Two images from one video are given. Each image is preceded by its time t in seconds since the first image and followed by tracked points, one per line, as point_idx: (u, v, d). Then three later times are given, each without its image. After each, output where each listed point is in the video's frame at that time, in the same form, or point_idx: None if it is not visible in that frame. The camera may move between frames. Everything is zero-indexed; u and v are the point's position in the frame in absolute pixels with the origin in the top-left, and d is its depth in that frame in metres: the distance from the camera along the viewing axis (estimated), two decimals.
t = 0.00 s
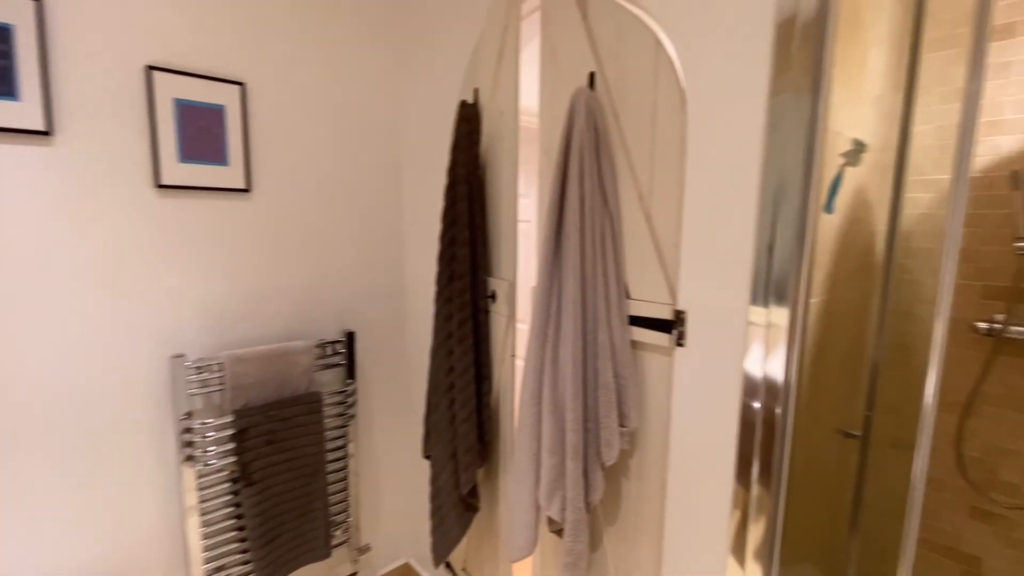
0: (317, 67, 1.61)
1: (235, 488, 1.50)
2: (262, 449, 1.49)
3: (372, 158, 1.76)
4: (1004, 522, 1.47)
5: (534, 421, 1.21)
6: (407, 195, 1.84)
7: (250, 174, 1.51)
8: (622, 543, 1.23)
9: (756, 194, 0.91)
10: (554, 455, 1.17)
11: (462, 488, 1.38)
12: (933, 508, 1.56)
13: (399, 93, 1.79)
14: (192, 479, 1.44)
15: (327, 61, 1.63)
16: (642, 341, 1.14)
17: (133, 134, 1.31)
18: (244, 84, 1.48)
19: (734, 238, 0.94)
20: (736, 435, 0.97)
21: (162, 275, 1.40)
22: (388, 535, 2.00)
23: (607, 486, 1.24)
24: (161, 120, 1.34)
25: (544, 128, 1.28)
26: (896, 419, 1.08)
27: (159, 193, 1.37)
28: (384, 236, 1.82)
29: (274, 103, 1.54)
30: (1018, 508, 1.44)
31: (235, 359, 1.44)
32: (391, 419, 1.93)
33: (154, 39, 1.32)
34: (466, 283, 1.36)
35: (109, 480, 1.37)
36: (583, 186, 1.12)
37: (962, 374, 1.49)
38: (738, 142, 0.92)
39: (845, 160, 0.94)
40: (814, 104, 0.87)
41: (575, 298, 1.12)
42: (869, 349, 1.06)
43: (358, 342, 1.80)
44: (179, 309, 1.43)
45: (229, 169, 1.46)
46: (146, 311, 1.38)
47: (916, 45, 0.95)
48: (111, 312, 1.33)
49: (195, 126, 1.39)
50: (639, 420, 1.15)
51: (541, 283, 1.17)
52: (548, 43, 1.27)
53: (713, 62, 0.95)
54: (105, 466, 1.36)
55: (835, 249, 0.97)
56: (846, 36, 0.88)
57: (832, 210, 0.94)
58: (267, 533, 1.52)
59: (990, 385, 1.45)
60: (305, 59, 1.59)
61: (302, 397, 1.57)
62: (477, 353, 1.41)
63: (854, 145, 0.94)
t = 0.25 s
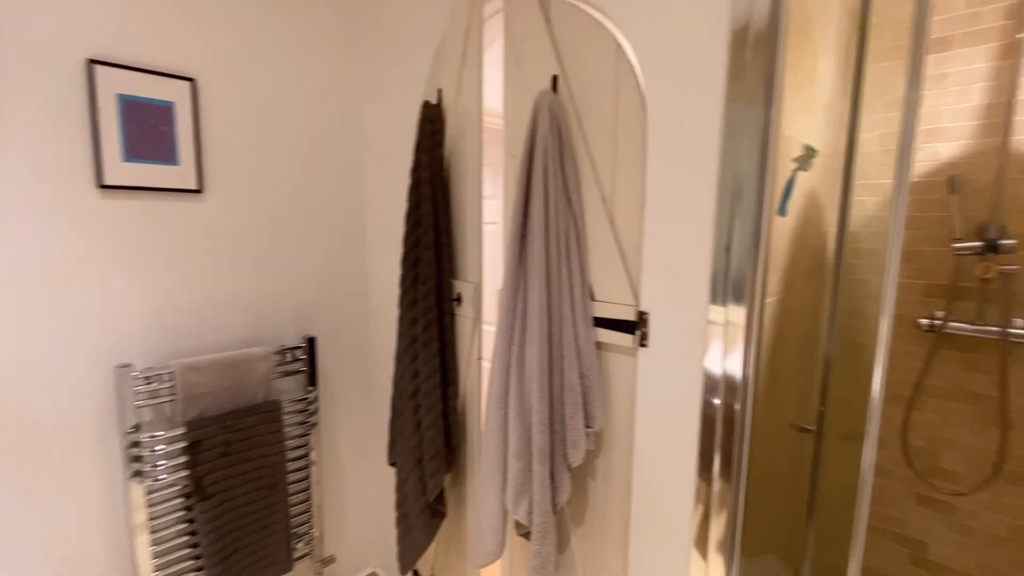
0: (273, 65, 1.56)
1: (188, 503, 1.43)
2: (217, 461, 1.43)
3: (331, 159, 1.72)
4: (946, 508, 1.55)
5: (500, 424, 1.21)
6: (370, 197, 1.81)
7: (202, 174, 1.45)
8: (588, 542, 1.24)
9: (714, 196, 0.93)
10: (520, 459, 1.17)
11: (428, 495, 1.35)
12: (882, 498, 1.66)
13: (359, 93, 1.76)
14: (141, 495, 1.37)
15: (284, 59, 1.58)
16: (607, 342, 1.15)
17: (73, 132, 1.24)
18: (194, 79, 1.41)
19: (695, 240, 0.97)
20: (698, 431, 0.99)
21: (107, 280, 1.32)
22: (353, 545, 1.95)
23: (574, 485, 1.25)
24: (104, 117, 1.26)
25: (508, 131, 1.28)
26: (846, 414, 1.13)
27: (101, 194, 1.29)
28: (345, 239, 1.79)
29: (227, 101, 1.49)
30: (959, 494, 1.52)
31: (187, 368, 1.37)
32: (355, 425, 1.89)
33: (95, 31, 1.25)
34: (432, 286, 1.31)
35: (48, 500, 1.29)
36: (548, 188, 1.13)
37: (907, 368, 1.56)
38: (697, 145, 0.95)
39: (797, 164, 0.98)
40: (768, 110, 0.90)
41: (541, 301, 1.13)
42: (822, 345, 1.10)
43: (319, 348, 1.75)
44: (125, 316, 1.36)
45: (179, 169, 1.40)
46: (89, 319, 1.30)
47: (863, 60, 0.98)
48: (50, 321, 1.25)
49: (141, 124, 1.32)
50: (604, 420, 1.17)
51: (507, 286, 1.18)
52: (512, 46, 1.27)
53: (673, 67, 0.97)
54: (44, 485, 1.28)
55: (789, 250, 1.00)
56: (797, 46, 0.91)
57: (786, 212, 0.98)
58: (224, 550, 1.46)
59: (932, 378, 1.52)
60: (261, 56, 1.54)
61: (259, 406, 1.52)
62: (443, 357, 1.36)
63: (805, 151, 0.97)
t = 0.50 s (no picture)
0: (235, 63, 1.52)
1: (147, 517, 1.37)
2: (178, 473, 1.38)
3: (297, 159, 1.68)
4: (904, 499, 1.61)
5: (473, 428, 1.21)
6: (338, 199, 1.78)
7: (160, 174, 1.40)
8: (562, 544, 1.24)
9: (682, 198, 0.95)
10: (493, 463, 1.16)
11: (400, 501, 1.32)
12: (844, 488, 1.72)
13: (325, 93, 1.72)
14: (96, 511, 1.31)
15: (246, 57, 1.54)
16: (580, 344, 1.16)
17: (20, 129, 1.17)
18: (151, 76, 1.36)
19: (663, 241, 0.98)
20: (669, 428, 1.01)
21: (58, 285, 1.26)
22: (325, 557, 1.90)
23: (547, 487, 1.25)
24: (53, 113, 1.21)
25: (479, 132, 1.28)
26: (807, 411, 1.17)
27: (51, 195, 1.23)
28: (313, 241, 1.75)
29: (187, 99, 1.44)
30: (916, 485, 1.58)
31: (146, 376, 1.32)
32: (324, 432, 1.85)
33: (43, 23, 1.19)
34: (402, 290, 1.29)
35: None
36: (519, 190, 1.13)
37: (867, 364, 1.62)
38: (665, 149, 0.96)
39: (761, 168, 1.01)
40: (732, 115, 0.92)
41: (513, 303, 1.13)
42: (784, 342, 1.13)
43: (286, 352, 1.71)
44: (78, 323, 1.30)
45: (136, 169, 1.35)
46: (39, 326, 1.24)
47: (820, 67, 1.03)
48: None
49: (94, 121, 1.27)
50: (576, 421, 1.18)
51: (479, 288, 1.17)
52: (482, 48, 1.27)
53: (641, 71, 0.98)
54: None
55: (753, 251, 1.03)
56: (759, 52, 0.94)
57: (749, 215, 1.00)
58: (187, 565, 1.40)
59: (890, 373, 1.59)
60: (222, 53, 1.49)
61: (223, 414, 1.47)
62: (414, 360, 1.34)
63: (767, 155, 1.00)
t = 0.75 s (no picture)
0: (187, 58, 1.44)
1: (96, 536, 1.28)
2: (128, 488, 1.30)
3: (254, 159, 1.60)
4: (858, 489, 1.68)
5: (440, 433, 1.20)
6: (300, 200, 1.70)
7: (107, 174, 1.33)
8: (532, 547, 1.24)
9: (644, 201, 0.96)
10: (460, 467, 1.16)
11: (365, 509, 1.30)
12: (804, 482, 1.78)
13: (284, 90, 1.65)
14: (39, 530, 1.23)
15: (199, 52, 1.47)
16: (546, 347, 1.16)
17: None
18: (97, 71, 1.29)
19: (626, 242, 1.00)
20: (633, 423, 1.02)
21: None
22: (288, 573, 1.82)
23: (515, 489, 1.25)
24: None
25: (444, 134, 1.27)
26: (764, 406, 1.21)
27: None
28: (272, 245, 1.67)
29: (135, 95, 1.37)
30: (868, 475, 1.65)
31: (92, 387, 1.25)
32: (287, 444, 1.77)
33: None
34: (365, 294, 1.26)
35: None
36: (484, 192, 1.13)
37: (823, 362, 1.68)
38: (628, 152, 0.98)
39: (719, 172, 1.03)
40: (691, 119, 0.94)
41: (479, 306, 1.13)
42: (745, 340, 1.16)
43: (245, 360, 1.63)
44: (14, 333, 1.21)
45: (80, 169, 1.27)
46: None
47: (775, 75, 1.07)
48: None
49: (33, 118, 1.19)
50: (544, 423, 1.18)
51: (444, 291, 1.17)
52: (445, 50, 1.26)
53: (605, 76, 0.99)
54: None
55: (714, 253, 1.05)
56: (716, 59, 0.96)
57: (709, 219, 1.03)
58: None
59: (843, 370, 1.65)
60: (172, 48, 1.42)
61: (178, 425, 1.40)
62: (378, 366, 1.31)
63: (726, 160, 1.03)
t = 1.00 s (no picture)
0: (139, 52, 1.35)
1: (39, 561, 1.20)
2: (75, 507, 1.22)
3: (212, 160, 1.52)
4: (817, 483, 1.74)
5: (407, 439, 1.18)
6: (261, 203, 1.63)
7: (51, 175, 1.22)
8: (502, 551, 1.23)
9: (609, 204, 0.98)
10: (428, 474, 1.14)
11: (332, 521, 1.26)
12: (766, 477, 1.83)
13: (243, 87, 1.57)
14: None
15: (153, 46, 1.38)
16: (515, 350, 1.17)
17: None
18: (39, 64, 1.19)
19: (591, 245, 1.01)
20: (602, 424, 1.03)
21: None
22: None
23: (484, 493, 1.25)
24: None
25: (409, 136, 1.25)
26: (728, 403, 1.21)
27: None
28: (231, 249, 1.59)
29: (82, 90, 1.26)
30: (825, 468, 1.71)
31: (34, 399, 1.18)
32: (247, 457, 1.69)
33: None
34: (329, 299, 1.23)
35: None
36: (451, 195, 1.12)
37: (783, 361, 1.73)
38: (593, 157, 0.99)
39: (682, 178, 1.06)
40: (654, 124, 0.97)
41: (448, 310, 1.12)
42: (707, 340, 1.20)
43: (201, 371, 1.55)
44: None
45: (20, 169, 1.16)
46: None
47: (735, 84, 1.11)
48: None
49: None
50: (513, 426, 1.19)
51: (410, 296, 1.15)
52: (409, 54, 1.26)
53: (571, 80, 1.00)
54: None
55: (677, 256, 1.08)
56: (678, 66, 0.99)
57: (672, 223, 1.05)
58: None
59: (799, 367, 1.72)
60: (123, 40, 1.33)
61: (129, 438, 1.33)
62: (342, 373, 1.28)
63: (688, 165, 1.06)
